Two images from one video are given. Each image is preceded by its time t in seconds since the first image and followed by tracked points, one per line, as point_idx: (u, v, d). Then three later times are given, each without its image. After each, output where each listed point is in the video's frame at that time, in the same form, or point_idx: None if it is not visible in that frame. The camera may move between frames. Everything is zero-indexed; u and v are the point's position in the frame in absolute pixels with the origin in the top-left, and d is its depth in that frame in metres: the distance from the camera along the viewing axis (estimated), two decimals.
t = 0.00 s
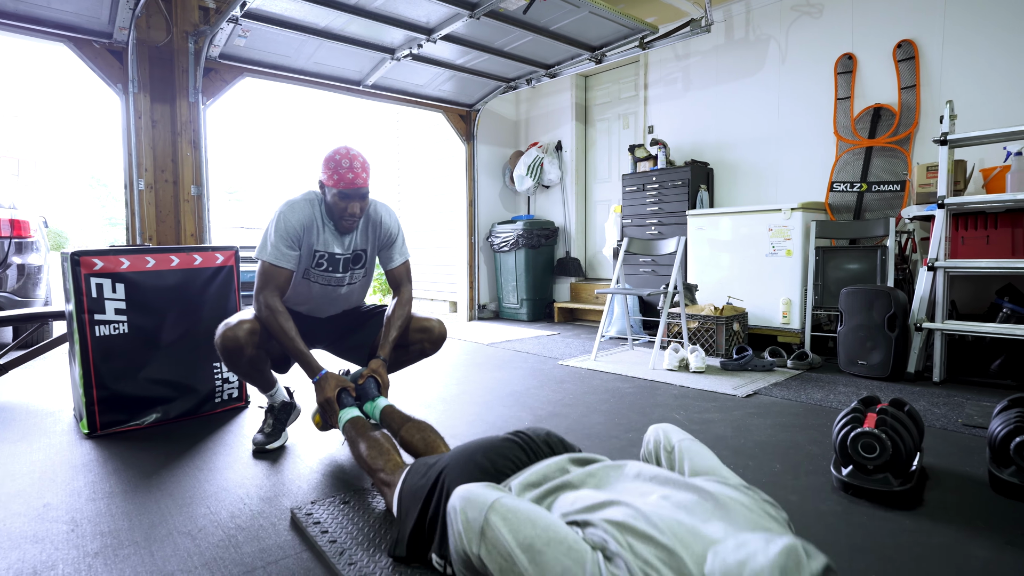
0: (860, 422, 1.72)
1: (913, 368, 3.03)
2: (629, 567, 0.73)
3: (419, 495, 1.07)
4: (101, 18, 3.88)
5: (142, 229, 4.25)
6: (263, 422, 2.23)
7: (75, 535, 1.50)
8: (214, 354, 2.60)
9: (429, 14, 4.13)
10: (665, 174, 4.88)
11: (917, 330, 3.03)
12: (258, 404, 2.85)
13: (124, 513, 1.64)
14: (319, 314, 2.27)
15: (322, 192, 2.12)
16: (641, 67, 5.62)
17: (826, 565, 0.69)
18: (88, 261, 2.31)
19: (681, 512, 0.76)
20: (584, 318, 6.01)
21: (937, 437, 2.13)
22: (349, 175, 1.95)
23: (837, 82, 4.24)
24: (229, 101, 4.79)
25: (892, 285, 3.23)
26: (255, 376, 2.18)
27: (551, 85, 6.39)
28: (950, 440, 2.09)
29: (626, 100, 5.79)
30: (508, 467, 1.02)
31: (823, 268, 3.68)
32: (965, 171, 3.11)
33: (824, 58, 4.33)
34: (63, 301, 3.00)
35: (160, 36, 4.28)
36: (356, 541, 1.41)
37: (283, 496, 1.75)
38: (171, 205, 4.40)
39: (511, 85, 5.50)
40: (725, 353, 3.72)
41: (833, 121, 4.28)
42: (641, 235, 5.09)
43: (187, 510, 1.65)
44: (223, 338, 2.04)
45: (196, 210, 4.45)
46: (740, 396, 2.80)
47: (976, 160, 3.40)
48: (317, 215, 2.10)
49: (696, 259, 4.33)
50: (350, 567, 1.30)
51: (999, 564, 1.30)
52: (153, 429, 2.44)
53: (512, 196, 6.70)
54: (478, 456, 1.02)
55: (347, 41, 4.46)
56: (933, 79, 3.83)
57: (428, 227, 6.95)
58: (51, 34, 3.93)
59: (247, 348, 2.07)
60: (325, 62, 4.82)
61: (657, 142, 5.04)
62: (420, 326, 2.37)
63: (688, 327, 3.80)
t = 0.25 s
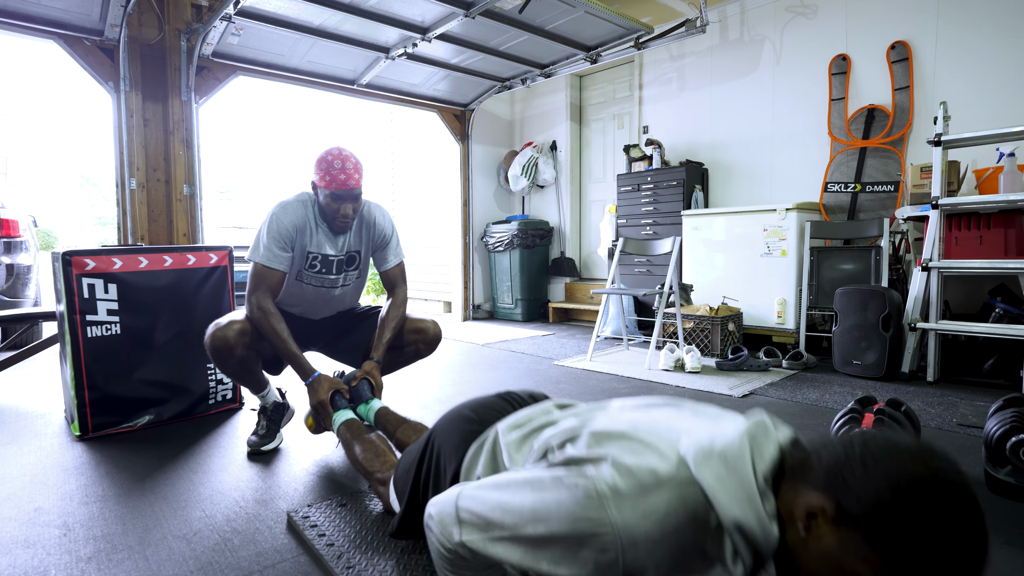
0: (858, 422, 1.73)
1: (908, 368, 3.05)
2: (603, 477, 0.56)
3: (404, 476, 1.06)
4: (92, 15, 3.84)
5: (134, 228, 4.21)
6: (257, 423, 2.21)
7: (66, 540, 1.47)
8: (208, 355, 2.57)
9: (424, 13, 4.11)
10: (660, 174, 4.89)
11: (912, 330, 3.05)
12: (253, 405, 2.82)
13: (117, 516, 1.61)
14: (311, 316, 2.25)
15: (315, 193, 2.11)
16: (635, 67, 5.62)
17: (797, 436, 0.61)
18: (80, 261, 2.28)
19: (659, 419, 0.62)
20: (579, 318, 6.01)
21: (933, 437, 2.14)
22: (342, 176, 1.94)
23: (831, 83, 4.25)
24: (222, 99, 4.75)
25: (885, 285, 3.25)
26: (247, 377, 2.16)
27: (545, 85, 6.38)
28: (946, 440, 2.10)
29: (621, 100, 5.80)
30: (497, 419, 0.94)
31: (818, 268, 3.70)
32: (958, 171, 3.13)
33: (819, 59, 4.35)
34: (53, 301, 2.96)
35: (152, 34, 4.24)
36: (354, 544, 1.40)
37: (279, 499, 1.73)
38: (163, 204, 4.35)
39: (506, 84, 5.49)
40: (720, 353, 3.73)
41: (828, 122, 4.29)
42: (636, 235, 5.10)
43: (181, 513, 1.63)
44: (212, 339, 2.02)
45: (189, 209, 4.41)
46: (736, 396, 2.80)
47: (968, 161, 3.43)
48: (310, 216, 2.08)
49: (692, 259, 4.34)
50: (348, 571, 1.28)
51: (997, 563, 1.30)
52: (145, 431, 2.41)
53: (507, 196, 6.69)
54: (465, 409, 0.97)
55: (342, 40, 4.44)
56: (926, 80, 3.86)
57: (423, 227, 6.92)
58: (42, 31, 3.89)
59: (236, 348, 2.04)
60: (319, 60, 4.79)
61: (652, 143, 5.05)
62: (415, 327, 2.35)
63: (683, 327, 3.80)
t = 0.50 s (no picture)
0: (856, 425, 1.72)
1: (903, 369, 3.06)
2: (554, 337, 0.63)
3: (385, 434, 1.16)
4: (84, 14, 3.80)
5: (128, 228, 4.18)
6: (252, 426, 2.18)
7: (59, 547, 1.45)
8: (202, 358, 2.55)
9: (420, 13, 4.09)
10: (656, 175, 4.89)
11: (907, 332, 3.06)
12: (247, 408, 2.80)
13: (110, 522, 1.59)
14: (305, 319, 2.23)
15: (307, 196, 2.09)
16: (631, 67, 5.62)
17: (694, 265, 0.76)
18: (72, 264, 2.24)
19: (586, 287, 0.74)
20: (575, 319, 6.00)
21: (930, 439, 2.14)
22: (335, 175, 1.92)
23: (827, 84, 4.26)
24: (217, 99, 4.72)
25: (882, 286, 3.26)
26: (242, 382, 2.13)
27: (541, 86, 6.37)
28: (942, 441, 2.11)
29: (617, 100, 5.79)
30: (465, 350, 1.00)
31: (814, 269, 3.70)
32: (954, 173, 3.14)
33: (814, 60, 4.36)
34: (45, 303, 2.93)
35: (146, 33, 4.21)
36: (350, 550, 1.38)
37: (274, 503, 1.71)
38: (157, 205, 4.32)
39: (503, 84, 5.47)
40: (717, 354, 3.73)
41: (823, 122, 4.30)
42: (633, 236, 5.09)
43: (175, 519, 1.61)
44: (204, 343, 2.01)
45: (183, 210, 4.37)
46: (733, 398, 2.80)
47: (964, 163, 3.44)
48: (304, 220, 2.07)
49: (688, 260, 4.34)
50: None
51: (996, 567, 1.30)
52: (139, 434, 2.39)
53: (503, 196, 6.67)
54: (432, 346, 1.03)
55: (337, 40, 4.41)
56: (922, 82, 3.87)
57: (419, 227, 6.90)
58: (33, 30, 3.85)
59: (230, 352, 2.03)
60: (314, 60, 4.76)
61: (648, 143, 5.04)
62: (410, 330, 2.34)
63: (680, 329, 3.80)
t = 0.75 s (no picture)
0: (853, 425, 1.72)
1: (900, 368, 3.06)
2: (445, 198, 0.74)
3: (355, 390, 1.31)
4: (79, 12, 3.78)
5: (123, 228, 4.16)
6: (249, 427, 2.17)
7: (52, 549, 1.44)
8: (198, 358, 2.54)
9: (417, 12, 4.08)
10: (653, 175, 4.89)
11: (904, 331, 3.06)
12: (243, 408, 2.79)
13: (104, 523, 1.58)
14: (301, 321, 2.21)
15: (302, 200, 2.07)
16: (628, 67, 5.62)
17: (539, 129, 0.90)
18: (66, 264, 2.23)
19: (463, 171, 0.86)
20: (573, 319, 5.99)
21: (927, 438, 2.14)
22: (335, 178, 1.93)
23: (824, 83, 4.27)
24: (212, 98, 4.70)
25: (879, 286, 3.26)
26: (238, 385, 2.12)
27: (539, 85, 6.37)
28: (939, 440, 2.11)
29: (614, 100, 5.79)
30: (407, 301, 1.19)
31: (811, 269, 3.71)
32: (951, 173, 3.15)
33: (811, 60, 4.37)
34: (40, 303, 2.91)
35: (141, 32, 4.19)
36: (347, 551, 1.38)
37: (271, 505, 1.70)
38: (152, 204, 4.30)
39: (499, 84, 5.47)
40: (714, 354, 3.73)
41: (820, 122, 4.31)
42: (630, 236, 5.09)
43: (171, 520, 1.60)
44: (198, 346, 2.00)
45: (178, 209, 4.35)
46: (731, 398, 2.80)
47: (960, 163, 3.45)
48: (299, 224, 2.06)
49: (685, 260, 4.34)
50: None
51: (993, 566, 1.30)
52: (134, 435, 2.37)
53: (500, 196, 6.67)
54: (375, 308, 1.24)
55: (333, 39, 4.40)
56: (918, 82, 3.88)
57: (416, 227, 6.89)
58: (28, 29, 3.83)
59: (224, 355, 2.02)
60: (310, 59, 4.74)
61: (645, 143, 5.04)
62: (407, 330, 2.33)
63: (677, 329, 3.80)
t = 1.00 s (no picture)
0: (850, 423, 1.72)
1: (898, 367, 3.06)
2: (398, 177, 0.93)
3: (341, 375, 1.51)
4: (75, 11, 3.76)
5: (119, 227, 4.15)
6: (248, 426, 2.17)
7: (48, 548, 1.44)
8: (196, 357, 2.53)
9: (414, 11, 4.07)
10: (651, 174, 4.89)
11: (901, 330, 3.07)
12: (241, 408, 2.78)
13: (101, 522, 1.58)
14: (298, 319, 2.21)
15: (299, 198, 2.07)
16: (627, 67, 5.62)
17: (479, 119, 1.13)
18: (63, 262, 2.23)
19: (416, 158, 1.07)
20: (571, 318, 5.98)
21: (924, 437, 2.15)
22: (334, 176, 1.92)
23: (822, 83, 4.27)
24: (210, 97, 4.70)
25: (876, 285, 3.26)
26: (237, 384, 2.12)
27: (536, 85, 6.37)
28: (936, 439, 2.11)
29: (612, 100, 5.79)
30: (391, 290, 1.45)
31: (808, 268, 3.71)
32: (947, 172, 3.15)
33: (809, 60, 4.37)
34: (37, 303, 2.91)
35: (137, 30, 4.18)
36: (344, 549, 1.38)
37: (268, 503, 1.70)
38: (149, 203, 4.29)
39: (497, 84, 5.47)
40: (712, 353, 3.74)
41: (818, 122, 4.31)
42: (628, 235, 5.09)
43: (168, 519, 1.60)
44: (196, 346, 1.99)
45: (175, 208, 4.34)
46: (729, 397, 2.80)
47: (957, 162, 3.45)
48: (296, 222, 2.05)
49: (684, 260, 4.34)
50: None
51: (991, 563, 1.30)
52: (131, 434, 2.37)
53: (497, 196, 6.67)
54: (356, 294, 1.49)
55: (331, 38, 4.39)
56: (915, 82, 3.89)
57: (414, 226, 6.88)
58: (24, 27, 3.82)
59: (222, 355, 2.01)
60: (308, 58, 4.74)
61: (643, 143, 5.04)
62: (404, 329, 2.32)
63: (675, 328, 3.80)
